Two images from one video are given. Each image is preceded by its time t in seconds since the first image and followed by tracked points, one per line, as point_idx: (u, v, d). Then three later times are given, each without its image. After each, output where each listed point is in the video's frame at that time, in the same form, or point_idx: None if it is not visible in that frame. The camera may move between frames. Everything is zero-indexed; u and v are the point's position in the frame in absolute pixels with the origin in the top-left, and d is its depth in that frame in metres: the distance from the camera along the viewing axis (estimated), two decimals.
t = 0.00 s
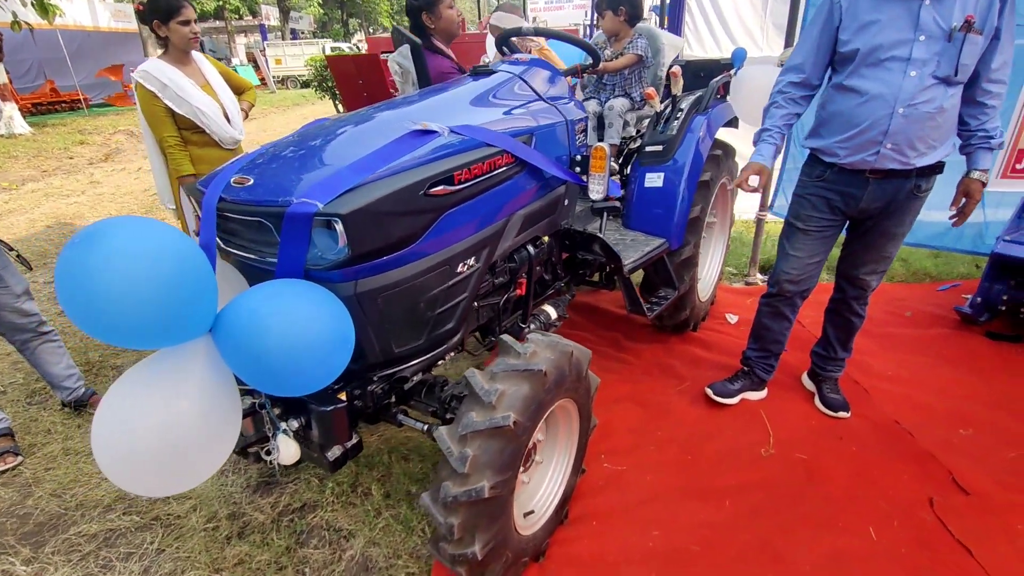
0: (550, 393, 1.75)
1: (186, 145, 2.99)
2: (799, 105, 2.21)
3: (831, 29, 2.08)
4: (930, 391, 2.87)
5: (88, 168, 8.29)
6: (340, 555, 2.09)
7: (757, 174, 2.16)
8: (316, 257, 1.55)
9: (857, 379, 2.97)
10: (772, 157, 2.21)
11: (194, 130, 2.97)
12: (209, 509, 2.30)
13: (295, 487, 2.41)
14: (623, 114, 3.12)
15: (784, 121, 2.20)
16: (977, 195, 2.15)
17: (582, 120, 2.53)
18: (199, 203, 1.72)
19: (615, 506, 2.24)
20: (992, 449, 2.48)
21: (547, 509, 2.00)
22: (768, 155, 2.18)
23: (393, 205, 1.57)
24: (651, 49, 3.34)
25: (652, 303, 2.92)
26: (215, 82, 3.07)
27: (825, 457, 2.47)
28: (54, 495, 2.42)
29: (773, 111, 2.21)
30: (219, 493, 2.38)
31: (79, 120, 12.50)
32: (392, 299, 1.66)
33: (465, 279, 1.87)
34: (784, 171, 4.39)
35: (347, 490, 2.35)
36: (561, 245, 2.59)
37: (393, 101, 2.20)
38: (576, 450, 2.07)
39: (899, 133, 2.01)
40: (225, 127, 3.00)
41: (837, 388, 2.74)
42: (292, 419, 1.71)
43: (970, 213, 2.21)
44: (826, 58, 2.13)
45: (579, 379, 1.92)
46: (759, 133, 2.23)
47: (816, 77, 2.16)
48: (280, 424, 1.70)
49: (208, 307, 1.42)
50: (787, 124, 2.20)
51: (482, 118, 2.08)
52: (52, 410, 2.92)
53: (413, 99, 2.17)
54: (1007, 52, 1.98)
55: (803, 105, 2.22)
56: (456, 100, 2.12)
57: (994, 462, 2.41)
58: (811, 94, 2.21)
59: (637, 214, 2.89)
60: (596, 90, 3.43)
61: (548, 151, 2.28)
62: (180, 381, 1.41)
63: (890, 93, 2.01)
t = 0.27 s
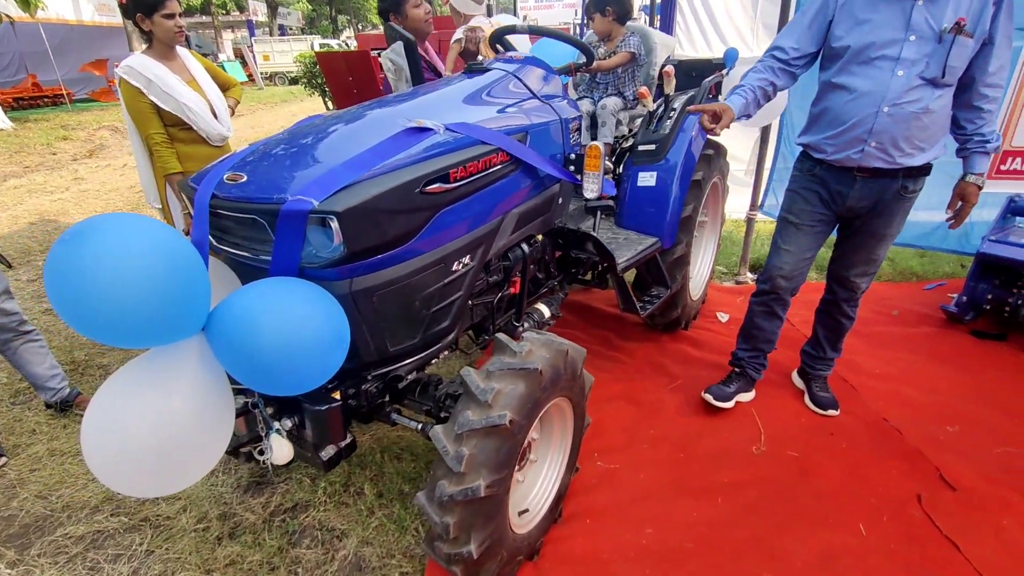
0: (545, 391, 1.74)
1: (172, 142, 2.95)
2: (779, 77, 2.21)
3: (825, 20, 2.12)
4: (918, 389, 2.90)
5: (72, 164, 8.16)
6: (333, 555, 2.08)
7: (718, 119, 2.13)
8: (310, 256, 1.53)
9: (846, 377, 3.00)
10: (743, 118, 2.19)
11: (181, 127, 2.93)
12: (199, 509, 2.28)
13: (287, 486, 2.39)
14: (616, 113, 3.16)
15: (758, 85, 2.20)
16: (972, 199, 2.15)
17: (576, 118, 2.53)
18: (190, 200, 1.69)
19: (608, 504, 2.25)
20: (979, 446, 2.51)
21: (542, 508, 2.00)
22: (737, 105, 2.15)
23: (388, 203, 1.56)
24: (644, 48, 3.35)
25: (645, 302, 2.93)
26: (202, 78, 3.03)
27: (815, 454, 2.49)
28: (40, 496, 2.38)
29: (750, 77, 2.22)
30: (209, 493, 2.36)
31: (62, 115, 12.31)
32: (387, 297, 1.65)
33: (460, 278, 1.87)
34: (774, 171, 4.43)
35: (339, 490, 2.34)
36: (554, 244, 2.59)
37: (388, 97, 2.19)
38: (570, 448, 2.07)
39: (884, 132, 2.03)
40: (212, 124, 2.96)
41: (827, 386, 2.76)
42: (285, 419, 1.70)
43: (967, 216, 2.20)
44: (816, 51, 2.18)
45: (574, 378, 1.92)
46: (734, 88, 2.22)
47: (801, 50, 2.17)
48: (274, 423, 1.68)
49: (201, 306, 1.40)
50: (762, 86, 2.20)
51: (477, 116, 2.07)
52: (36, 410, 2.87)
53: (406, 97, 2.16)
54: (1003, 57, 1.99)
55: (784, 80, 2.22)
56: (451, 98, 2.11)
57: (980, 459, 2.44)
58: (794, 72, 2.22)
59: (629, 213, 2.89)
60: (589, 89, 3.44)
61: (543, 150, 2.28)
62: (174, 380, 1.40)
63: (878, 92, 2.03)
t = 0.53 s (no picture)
0: (539, 395, 1.74)
1: (164, 142, 2.94)
2: (772, 95, 2.22)
3: (819, 29, 2.12)
4: (913, 396, 2.90)
5: (68, 161, 8.13)
6: (324, 558, 2.07)
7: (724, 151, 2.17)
8: (303, 257, 1.52)
9: (841, 383, 3.00)
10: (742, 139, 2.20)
11: (173, 127, 2.93)
12: (189, 511, 2.26)
13: (279, 488, 2.37)
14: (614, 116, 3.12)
15: (755, 104, 2.19)
16: (961, 210, 2.12)
17: (574, 121, 2.53)
18: (182, 201, 1.68)
19: (602, 508, 2.24)
20: (972, 454, 2.51)
21: (534, 512, 1.99)
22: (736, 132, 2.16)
23: (384, 205, 1.55)
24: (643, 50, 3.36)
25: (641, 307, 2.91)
26: (195, 78, 3.02)
27: (810, 460, 2.49)
28: (29, 496, 2.36)
29: (746, 94, 2.21)
30: (200, 494, 2.35)
31: (59, 112, 12.28)
32: (381, 300, 1.64)
33: (454, 280, 1.86)
34: (770, 176, 4.43)
35: (332, 492, 2.33)
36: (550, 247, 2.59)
37: (386, 98, 2.19)
38: (563, 453, 2.07)
39: (876, 143, 2.03)
40: (205, 122, 2.96)
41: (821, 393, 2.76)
42: (277, 421, 1.69)
43: (956, 227, 2.18)
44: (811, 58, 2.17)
45: (568, 382, 1.91)
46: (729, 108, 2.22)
47: (792, 63, 2.18)
48: (266, 426, 1.67)
49: (193, 307, 1.40)
50: (759, 106, 2.19)
51: (474, 119, 2.06)
52: (28, 409, 2.85)
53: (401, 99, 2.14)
54: (996, 67, 1.98)
55: (776, 96, 2.22)
56: (449, 100, 2.10)
57: (974, 466, 2.44)
58: (785, 88, 2.22)
59: (626, 216, 2.89)
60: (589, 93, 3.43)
61: (539, 154, 2.27)
62: (165, 381, 1.39)
63: (870, 103, 2.03)
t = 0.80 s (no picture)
0: (525, 403, 1.73)
1: (161, 143, 2.97)
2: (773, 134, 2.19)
3: (804, 49, 2.06)
4: (910, 410, 2.87)
5: (77, 157, 8.21)
6: (309, 561, 2.07)
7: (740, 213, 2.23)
8: (289, 261, 1.52)
9: (837, 395, 2.98)
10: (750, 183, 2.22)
11: (169, 128, 2.95)
12: (177, 510, 2.27)
13: (268, 489, 2.38)
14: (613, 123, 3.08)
15: (759, 152, 2.17)
16: (950, 220, 2.10)
17: (571, 128, 2.52)
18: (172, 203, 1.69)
19: (590, 516, 2.23)
20: (967, 470, 2.48)
21: (520, 520, 1.98)
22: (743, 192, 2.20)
23: (371, 210, 1.55)
24: (643, 57, 3.36)
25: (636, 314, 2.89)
26: (193, 77, 3.04)
27: (802, 473, 2.47)
28: (20, 492, 2.38)
29: (746, 143, 2.19)
30: (189, 493, 2.35)
31: (70, 108, 12.40)
32: (368, 304, 1.64)
33: (444, 286, 1.85)
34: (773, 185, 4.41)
35: (319, 495, 2.33)
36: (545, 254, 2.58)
37: (383, 102, 2.19)
38: (550, 460, 2.06)
39: (868, 159, 2.01)
40: (202, 122, 2.98)
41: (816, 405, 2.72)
42: (261, 423, 1.69)
43: (946, 238, 2.16)
44: (803, 79, 2.10)
45: (556, 390, 1.91)
46: (732, 165, 2.22)
47: (786, 101, 2.13)
48: (249, 428, 1.68)
49: (175, 308, 1.40)
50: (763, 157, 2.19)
51: (469, 124, 2.06)
52: (23, 404, 2.88)
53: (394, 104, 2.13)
54: (983, 75, 1.94)
55: (778, 134, 2.19)
56: (444, 106, 2.09)
57: (968, 483, 2.41)
58: (785, 121, 2.18)
59: (624, 223, 2.88)
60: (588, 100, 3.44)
61: (534, 160, 2.26)
62: (147, 382, 1.40)
63: (860, 119, 1.99)
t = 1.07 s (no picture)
0: (500, 408, 1.72)
1: (164, 141, 3.01)
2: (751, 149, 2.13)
3: (771, 63, 2.02)
4: (907, 425, 2.81)
5: (96, 153, 8.36)
6: (288, 559, 2.08)
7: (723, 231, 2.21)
8: (262, 262, 1.53)
9: (834, 407, 2.92)
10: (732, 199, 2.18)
11: (172, 125, 2.99)
12: (162, 504, 2.30)
13: (252, 486, 2.40)
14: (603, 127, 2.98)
15: (735, 170, 2.13)
16: (938, 229, 2.07)
17: (565, 132, 2.50)
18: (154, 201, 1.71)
19: (572, 523, 2.22)
20: (962, 488, 2.42)
21: (497, 526, 1.96)
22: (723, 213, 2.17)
23: (347, 211, 1.56)
24: (644, 63, 3.37)
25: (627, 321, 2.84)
26: (195, 75, 3.09)
27: (791, 486, 2.42)
28: (12, 482, 2.42)
29: (721, 163, 2.15)
30: (175, 488, 2.38)
31: (93, 104, 12.64)
32: (343, 306, 1.64)
33: (424, 289, 1.85)
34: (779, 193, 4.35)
35: (302, 494, 2.34)
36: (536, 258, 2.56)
37: (375, 103, 2.20)
38: (531, 466, 2.04)
39: (842, 176, 1.98)
40: (204, 119, 3.01)
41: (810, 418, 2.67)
42: (236, 421, 1.71)
43: (933, 246, 2.12)
44: (772, 96, 2.06)
45: (536, 395, 1.89)
46: (711, 185, 2.19)
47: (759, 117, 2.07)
48: (225, 425, 1.70)
49: (147, 305, 1.42)
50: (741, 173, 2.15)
51: (457, 126, 2.05)
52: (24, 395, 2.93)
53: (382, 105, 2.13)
54: (959, 80, 1.90)
55: (755, 148, 2.13)
56: (434, 108, 2.08)
57: (962, 501, 2.36)
58: (761, 136, 2.12)
59: (619, 230, 2.85)
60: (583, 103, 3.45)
61: (524, 164, 2.24)
62: (118, 377, 1.41)
63: (830, 135, 1.96)
